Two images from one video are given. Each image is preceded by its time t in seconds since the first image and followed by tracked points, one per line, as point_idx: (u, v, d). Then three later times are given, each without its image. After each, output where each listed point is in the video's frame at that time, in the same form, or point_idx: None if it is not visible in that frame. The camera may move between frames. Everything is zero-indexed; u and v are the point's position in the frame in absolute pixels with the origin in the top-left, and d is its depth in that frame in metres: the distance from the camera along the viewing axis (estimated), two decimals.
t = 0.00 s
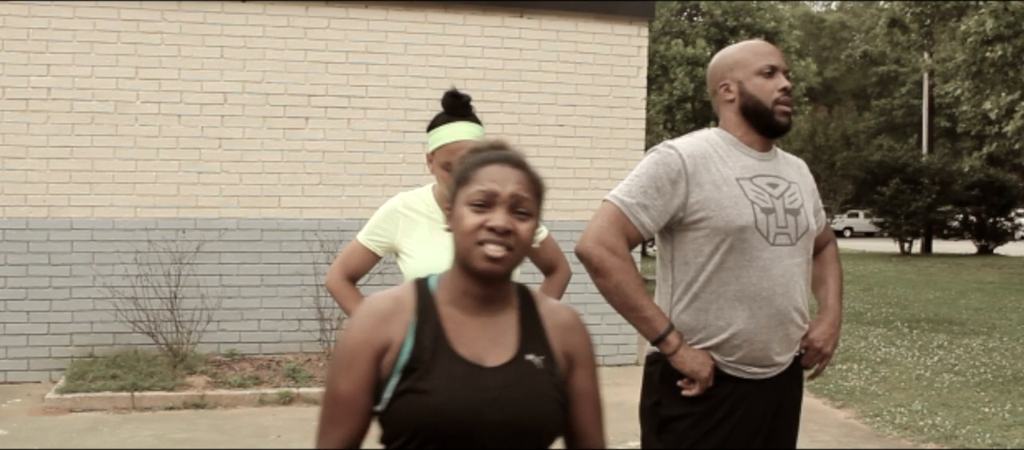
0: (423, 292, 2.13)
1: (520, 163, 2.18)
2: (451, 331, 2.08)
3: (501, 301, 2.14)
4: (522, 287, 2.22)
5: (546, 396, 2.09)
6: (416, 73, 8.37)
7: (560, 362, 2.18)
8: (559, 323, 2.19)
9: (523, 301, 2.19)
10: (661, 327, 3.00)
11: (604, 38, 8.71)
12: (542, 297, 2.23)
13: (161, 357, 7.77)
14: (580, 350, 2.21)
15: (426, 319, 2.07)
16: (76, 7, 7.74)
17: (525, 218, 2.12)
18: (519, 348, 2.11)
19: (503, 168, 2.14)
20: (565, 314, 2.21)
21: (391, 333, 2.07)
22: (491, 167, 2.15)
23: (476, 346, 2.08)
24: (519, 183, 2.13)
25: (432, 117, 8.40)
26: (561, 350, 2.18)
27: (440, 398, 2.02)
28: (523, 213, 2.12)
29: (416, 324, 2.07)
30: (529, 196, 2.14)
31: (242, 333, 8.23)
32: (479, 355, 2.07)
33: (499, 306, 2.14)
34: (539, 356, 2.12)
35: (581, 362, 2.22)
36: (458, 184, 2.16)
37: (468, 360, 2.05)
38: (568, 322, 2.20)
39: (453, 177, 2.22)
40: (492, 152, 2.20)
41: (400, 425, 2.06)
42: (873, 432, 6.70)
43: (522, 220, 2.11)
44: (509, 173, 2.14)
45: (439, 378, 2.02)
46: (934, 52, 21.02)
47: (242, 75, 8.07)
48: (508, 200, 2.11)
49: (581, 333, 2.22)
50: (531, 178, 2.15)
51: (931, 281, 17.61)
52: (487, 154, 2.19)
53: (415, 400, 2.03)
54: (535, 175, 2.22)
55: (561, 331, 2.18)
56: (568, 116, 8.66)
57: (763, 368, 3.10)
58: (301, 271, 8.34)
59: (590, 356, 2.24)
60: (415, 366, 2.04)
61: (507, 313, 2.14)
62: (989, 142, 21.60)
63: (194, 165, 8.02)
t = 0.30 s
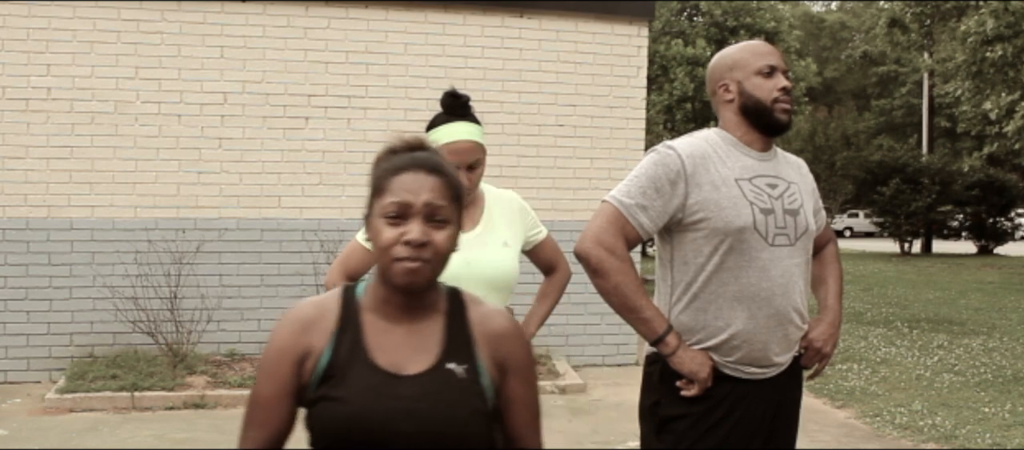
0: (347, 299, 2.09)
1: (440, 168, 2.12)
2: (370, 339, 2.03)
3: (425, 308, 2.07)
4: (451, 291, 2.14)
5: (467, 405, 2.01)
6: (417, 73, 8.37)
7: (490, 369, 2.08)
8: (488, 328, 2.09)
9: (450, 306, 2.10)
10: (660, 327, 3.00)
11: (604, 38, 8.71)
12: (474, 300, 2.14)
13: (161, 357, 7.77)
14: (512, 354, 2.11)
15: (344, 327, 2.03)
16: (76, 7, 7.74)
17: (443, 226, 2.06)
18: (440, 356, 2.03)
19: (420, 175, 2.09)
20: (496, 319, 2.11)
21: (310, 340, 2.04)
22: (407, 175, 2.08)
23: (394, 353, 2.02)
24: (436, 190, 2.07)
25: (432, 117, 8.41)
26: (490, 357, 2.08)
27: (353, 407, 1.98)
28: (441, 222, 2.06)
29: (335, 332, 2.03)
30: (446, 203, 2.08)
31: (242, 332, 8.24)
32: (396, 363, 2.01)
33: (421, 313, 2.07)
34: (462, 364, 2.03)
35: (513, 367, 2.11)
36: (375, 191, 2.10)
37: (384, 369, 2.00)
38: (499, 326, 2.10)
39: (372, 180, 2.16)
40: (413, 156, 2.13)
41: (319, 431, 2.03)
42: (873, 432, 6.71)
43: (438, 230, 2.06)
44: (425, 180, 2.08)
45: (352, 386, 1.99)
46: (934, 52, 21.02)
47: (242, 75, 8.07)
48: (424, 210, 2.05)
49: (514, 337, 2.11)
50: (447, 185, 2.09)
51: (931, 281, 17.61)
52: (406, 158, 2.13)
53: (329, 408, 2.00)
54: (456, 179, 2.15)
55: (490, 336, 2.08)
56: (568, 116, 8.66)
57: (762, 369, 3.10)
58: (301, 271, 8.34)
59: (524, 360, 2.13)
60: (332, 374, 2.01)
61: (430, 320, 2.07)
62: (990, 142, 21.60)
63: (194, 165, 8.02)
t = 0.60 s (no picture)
0: (299, 296, 2.11)
1: (383, 163, 2.06)
2: (304, 330, 2.03)
3: (362, 301, 2.03)
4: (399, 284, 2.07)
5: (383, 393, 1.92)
6: (416, 73, 8.37)
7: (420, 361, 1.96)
8: (422, 317, 1.99)
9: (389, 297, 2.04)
10: (660, 327, 3.00)
11: (604, 38, 8.71)
12: (421, 293, 2.05)
13: (161, 357, 7.76)
14: (448, 344, 1.96)
15: (285, 320, 2.06)
16: (76, 7, 7.74)
17: (378, 224, 2.01)
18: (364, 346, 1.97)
19: (361, 172, 2.04)
20: (435, 310, 2.00)
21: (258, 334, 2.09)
22: (346, 171, 2.04)
23: (321, 344, 1.99)
24: (374, 188, 2.02)
25: (432, 117, 8.40)
26: (421, 347, 1.96)
27: (274, 395, 1.98)
28: (377, 219, 2.01)
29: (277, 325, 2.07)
30: (384, 201, 2.02)
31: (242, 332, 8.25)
32: (321, 352, 1.98)
33: (355, 306, 2.02)
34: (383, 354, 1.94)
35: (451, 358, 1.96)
36: (320, 187, 2.08)
37: (307, 357, 1.98)
38: (436, 315, 1.99)
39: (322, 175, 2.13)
40: (361, 152, 2.09)
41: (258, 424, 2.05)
42: (873, 432, 6.71)
43: (372, 228, 2.01)
44: (363, 177, 2.03)
45: (277, 376, 1.99)
46: (934, 52, 21.02)
47: (242, 75, 8.07)
48: (358, 207, 2.01)
49: (454, 327, 1.98)
50: (386, 182, 2.04)
51: (931, 281, 17.61)
52: (353, 153, 2.09)
53: (259, 398, 2.01)
54: (404, 177, 2.09)
55: (423, 325, 1.98)
56: (568, 116, 8.66)
57: (762, 368, 3.10)
58: (301, 271, 8.35)
59: (467, 351, 1.97)
60: (265, 365, 2.03)
61: (364, 314, 2.02)
62: (990, 142, 21.61)
63: (194, 165, 8.02)
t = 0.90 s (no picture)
0: (285, 299, 2.18)
1: (355, 161, 2.15)
2: (287, 331, 2.10)
3: (343, 299, 2.08)
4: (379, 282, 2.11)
5: (355, 393, 1.95)
6: (416, 73, 8.37)
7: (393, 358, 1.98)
8: (399, 315, 2.01)
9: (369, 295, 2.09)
10: (662, 327, 3.00)
11: (604, 38, 8.71)
12: (400, 289, 2.09)
13: (161, 357, 7.76)
14: (421, 342, 1.98)
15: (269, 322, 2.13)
16: (76, 7, 7.74)
17: (361, 220, 2.11)
18: (339, 344, 2.01)
19: (335, 171, 2.12)
20: (412, 307, 2.02)
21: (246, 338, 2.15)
22: (322, 172, 2.13)
23: (301, 344, 2.05)
24: (352, 185, 2.11)
25: (432, 117, 8.40)
26: (397, 345, 1.99)
27: (257, 395, 2.04)
28: (358, 216, 2.11)
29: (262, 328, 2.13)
30: (364, 197, 2.12)
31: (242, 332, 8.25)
32: (302, 352, 2.04)
33: (337, 302, 2.09)
34: (357, 353, 1.98)
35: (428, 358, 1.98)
36: (295, 191, 2.15)
37: (287, 358, 2.04)
38: (411, 313, 2.01)
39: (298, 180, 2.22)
40: (335, 153, 2.18)
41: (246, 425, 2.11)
42: (873, 432, 6.71)
43: (355, 224, 2.10)
44: (341, 176, 2.12)
45: (258, 376, 2.05)
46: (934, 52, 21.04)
47: (242, 75, 8.07)
48: (341, 205, 2.10)
49: (430, 325, 2.00)
50: (362, 179, 2.13)
51: (931, 281, 17.60)
52: (324, 154, 2.18)
53: (245, 401, 2.08)
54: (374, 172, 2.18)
55: (397, 323, 2.01)
56: (568, 116, 8.66)
57: (762, 369, 3.10)
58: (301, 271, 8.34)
59: (442, 350, 1.99)
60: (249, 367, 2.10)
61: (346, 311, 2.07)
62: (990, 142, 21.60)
63: (194, 165, 8.02)
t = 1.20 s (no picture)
0: (322, 301, 2.08)
1: (406, 166, 2.07)
2: (341, 338, 2.01)
3: (399, 305, 2.03)
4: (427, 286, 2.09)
5: (436, 398, 1.96)
6: (416, 73, 8.37)
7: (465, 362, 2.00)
8: (462, 319, 2.02)
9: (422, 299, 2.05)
10: (662, 326, 3.00)
11: (604, 38, 8.71)
12: (449, 293, 2.08)
13: (161, 357, 7.76)
14: (488, 346, 2.03)
15: (316, 326, 2.03)
16: (76, 7, 7.74)
17: (418, 227, 2.04)
18: (409, 349, 1.98)
19: (390, 177, 2.05)
20: (471, 312, 2.04)
21: (285, 343, 2.04)
22: (378, 179, 2.04)
23: (362, 351, 1.99)
24: (408, 191, 2.03)
25: (432, 117, 8.40)
26: (465, 348, 2.01)
27: (321, 403, 1.97)
28: (417, 222, 2.03)
29: (306, 334, 2.03)
30: (421, 203, 2.04)
31: (242, 332, 8.24)
32: (365, 358, 1.98)
33: (394, 308, 2.02)
34: (433, 356, 1.98)
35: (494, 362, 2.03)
36: (345, 197, 2.06)
37: (352, 363, 1.97)
38: (474, 318, 2.03)
39: (337, 183, 2.11)
40: (383, 156, 2.09)
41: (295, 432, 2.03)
42: (873, 432, 6.71)
43: (416, 231, 2.03)
44: (398, 183, 2.04)
45: (320, 384, 1.97)
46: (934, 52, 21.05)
47: (242, 75, 8.07)
48: (401, 213, 2.01)
49: (492, 328, 2.04)
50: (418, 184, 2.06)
51: (931, 281, 17.60)
52: (373, 158, 2.09)
53: (301, 409, 1.99)
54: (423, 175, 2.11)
55: (462, 327, 2.02)
56: (568, 116, 8.66)
57: (764, 369, 3.10)
58: (301, 271, 8.33)
59: (505, 352, 2.05)
60: (302, 374, 2.00)
61: (405, 316, 2.02)
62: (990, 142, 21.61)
63: (194, 164, 8.02)
